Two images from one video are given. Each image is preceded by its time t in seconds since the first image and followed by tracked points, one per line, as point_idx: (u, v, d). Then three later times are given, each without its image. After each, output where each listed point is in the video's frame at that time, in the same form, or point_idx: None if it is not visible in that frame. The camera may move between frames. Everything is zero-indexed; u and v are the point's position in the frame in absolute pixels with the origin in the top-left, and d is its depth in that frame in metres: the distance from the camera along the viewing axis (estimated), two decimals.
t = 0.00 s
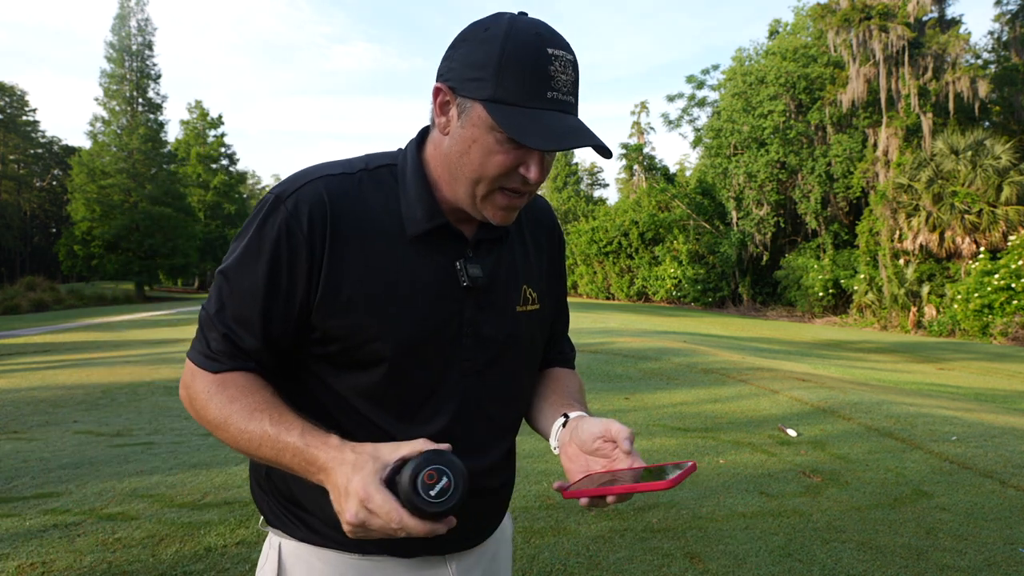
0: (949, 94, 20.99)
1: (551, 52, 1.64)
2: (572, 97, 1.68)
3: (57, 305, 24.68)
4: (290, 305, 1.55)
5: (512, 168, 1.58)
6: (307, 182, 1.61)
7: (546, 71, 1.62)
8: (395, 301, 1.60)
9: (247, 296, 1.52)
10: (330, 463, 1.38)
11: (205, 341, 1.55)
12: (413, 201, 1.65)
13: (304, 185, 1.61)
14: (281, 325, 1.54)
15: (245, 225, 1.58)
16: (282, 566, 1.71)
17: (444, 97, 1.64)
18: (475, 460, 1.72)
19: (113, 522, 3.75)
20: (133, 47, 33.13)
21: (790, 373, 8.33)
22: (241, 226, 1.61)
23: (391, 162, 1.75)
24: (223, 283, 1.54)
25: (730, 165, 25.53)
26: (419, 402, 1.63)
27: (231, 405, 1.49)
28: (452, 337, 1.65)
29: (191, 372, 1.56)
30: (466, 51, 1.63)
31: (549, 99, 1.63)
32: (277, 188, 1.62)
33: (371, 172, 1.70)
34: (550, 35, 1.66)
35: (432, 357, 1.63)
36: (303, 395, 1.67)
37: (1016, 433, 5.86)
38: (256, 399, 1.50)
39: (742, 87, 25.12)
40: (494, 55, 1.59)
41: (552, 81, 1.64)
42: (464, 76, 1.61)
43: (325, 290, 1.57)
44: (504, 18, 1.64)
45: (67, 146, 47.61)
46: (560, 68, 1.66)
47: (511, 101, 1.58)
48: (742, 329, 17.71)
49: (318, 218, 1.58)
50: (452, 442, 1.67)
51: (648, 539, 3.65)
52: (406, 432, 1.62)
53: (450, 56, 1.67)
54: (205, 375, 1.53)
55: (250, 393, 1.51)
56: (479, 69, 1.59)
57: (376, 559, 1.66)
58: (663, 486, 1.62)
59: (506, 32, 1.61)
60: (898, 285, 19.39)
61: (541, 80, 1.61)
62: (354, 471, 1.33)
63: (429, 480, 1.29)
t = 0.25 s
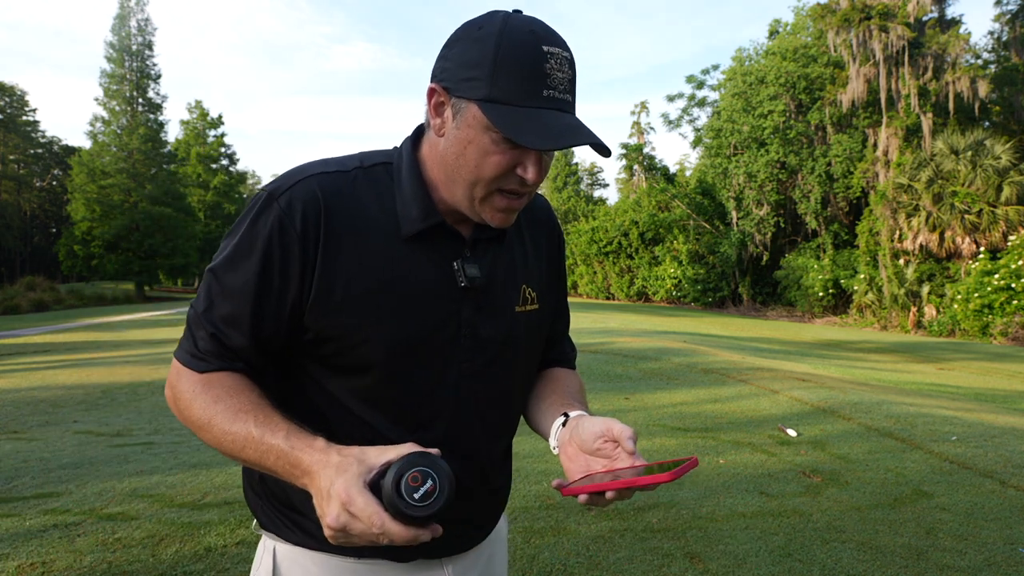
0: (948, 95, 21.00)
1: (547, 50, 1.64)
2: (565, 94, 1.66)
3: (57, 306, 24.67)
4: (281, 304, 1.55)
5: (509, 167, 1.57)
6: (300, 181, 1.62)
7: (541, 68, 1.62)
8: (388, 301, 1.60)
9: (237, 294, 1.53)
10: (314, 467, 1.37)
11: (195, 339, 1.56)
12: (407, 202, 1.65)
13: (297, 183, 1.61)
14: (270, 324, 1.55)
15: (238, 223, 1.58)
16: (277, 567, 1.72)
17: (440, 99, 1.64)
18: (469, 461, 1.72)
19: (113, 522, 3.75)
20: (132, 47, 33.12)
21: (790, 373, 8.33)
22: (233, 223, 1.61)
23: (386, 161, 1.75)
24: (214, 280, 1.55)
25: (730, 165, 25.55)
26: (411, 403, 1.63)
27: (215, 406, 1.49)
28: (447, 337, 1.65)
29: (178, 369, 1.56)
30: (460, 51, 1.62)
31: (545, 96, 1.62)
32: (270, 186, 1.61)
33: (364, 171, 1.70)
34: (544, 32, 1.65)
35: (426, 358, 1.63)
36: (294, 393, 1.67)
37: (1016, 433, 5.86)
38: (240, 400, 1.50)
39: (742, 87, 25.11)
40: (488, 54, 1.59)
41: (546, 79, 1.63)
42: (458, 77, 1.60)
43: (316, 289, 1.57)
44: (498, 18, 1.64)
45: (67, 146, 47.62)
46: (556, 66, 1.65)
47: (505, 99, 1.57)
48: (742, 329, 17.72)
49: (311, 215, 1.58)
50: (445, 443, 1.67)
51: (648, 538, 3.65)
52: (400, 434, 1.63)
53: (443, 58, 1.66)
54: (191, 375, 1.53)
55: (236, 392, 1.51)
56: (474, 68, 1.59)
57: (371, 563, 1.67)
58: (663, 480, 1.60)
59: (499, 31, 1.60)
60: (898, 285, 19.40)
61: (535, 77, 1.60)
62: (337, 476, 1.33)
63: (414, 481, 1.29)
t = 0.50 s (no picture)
0: (948, 95, 21.01)
1: (516, 24, 1.64)
2: (537, 64, 1.62)
3: (57, 306, 24.67)
4: (277, 322, 1.52)
5: (475, 146, 1.60)
6: (297, 194, 1.57)
7: (505, 38, 1.62)
8: (390, 320, 1.58)
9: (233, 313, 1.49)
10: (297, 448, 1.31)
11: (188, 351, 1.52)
12: (408, 217, 1.63)
13: (294, 197, 1.55)
14: (266, 342, 1.51)
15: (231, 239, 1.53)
16: (273, 567, 1.70)
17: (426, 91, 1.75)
18: (467, 468, 1.74)
19: (113, 522, 3.75)
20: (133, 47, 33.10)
21: (790, 373, 8.33)
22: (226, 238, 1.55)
23: (386, 169, 1.73)
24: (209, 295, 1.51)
25: (730, 165, 25.55)
26: (409, 417, 1.63)
27: (193, 401, 1.44)
28: (448, 354, 1.64)
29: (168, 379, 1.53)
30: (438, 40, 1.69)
31: (509, 63, 1.59)
32: (265, 199, 1.56)
33: (361, 184, 1.65)
34: (517, 10, 1.66)
35: (426, 374, 1.63)
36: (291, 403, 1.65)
37: (1016, 433, 5.86)
38: (218, 394, 1.45)
39: (742, 87, 25.11)
40: (458, 35, 1.65)
41: (512, 47, 1.61)
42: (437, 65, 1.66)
43: (313, 308, 1.54)
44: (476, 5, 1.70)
45: (67, 146, 47.61)
46: (525, 37, 1.64)
47: (470, 72, 1.60)
48: (741, 329, 17.72)
49: (307, 232, 1.54)
50: (443, 454, 1.68)
51: (648, 538, 3.65)
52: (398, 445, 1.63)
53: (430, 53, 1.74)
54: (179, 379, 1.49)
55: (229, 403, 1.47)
56: (446, 50, 1.66)
57: (364, 565, 1.68)
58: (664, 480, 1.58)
59: (470, 14, 1.66)
60: (898, 285, 19.41)
61: (499, 47, 1.61)
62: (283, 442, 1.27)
63: (293, 411, 1.12)
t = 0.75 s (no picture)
0: (948, 95, 21.03)
1: (530, 70, 1.65)
2: (548, 114, 1.64)
3: (57, 306, 24.67)
4: (285, 368, 1.59)
5: (480, 201, 1.64)
6: (309, 240, 1.62)
7: (518, 87, 1.63)
8: (393, 366, 1.67)
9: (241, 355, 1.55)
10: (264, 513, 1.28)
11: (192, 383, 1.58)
12: (420, 267, 1.70)
13: (304, 244, 1.61)
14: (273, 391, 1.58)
15: (240, 282, 1.57)
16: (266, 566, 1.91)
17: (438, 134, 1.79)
18: (454, 491, 1.87)
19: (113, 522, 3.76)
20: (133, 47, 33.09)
21: (790, 373, 8.33)
22: (231, 277, 1.59)
23: (399, 212, 1.78)
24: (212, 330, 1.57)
25: (730, 165, 25.55)
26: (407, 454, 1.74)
27: (168, 437, 1.48)
28: (447, 397, 1.74)
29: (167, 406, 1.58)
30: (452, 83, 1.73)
31: (519, 114, 1.62)
32: (275, 243, 1.61)
33: (374, 229, 1.72)
34: (531, 55, 1.67)
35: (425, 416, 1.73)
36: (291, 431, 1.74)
37: (1016, 433, 5.86)
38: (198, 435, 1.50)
39: (741, 87, 25.10)
40: (468, 80, 1.69)
41: (523, 98, 1.63)
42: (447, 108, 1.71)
43: (319, 358, 1.62)
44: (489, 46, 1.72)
45: (67, 146, 47.60)
46: (537, 85, 1.65)
47: (479, 121, 1.63)
48: (741, 329, 17.72)
49: (317, 287, 1.60)
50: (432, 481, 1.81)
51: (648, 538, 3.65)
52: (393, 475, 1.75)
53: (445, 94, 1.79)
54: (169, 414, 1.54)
55: (234, 443, 1.55)
56: (457, 95, 1.69)
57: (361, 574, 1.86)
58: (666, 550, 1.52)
59: (483, 57, 1.69)
60: (898, 285, 19.41)
61: (509, 97, 1.63)
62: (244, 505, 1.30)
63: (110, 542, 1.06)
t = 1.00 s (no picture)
0: (948, 95, 21.03)
1: (513, 74, 1.67)
2: (537, 115, 1.63)
3: (56, 305, 24.66)
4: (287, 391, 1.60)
5: (478, 216, 1.64)
6: (311, 265, 1.62)
7: (502, 92, 1.65)
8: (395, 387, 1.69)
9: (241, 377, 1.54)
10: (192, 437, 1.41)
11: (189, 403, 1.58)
12: (426, 290, 1.71)
13: (306, 268, 1.61)
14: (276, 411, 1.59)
15: (240, 305, 1.56)
16: (266, 568, 1.90)
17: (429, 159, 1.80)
18: (455, 505, 1.90)
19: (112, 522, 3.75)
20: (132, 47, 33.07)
21: (790, 374, 8.34)
22: (229, 299, 1.59)
23: (402, 235, 1.80)
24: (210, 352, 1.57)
25: (730, 165, 25.54)
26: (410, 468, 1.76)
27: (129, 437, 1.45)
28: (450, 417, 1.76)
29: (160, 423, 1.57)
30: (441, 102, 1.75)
31: (505, 117, 1.62)
32: (276, 265, 1.60)
33: (379, 252, 1.73)
34: (513, 61, 1.68)
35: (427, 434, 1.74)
36: (293, 449, 1.75)
37: (1016, 433, 5.86)
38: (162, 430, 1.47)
39: (742, 87, 25.08)
40: (454, 93, 1.71)
41: (508, 102, 1.64)
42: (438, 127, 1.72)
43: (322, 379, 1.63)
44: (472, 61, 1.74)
45: (67, 146, 47.59)
46: (522, 88, 1.66)
47: (470, 131, 1.65)
48: (741, 329, 17.73)
49: (319, 311, 1.60)
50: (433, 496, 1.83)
51: (648, 538, 3.65)
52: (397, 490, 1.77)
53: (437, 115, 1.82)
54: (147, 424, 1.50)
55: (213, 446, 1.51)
56: (444, 111, 1.71)
57: None
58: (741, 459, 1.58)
59: (466, 70, 1.71)
60: (898, 285, 19.42)
61: (494, 104, 1.64)
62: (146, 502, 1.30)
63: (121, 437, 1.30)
